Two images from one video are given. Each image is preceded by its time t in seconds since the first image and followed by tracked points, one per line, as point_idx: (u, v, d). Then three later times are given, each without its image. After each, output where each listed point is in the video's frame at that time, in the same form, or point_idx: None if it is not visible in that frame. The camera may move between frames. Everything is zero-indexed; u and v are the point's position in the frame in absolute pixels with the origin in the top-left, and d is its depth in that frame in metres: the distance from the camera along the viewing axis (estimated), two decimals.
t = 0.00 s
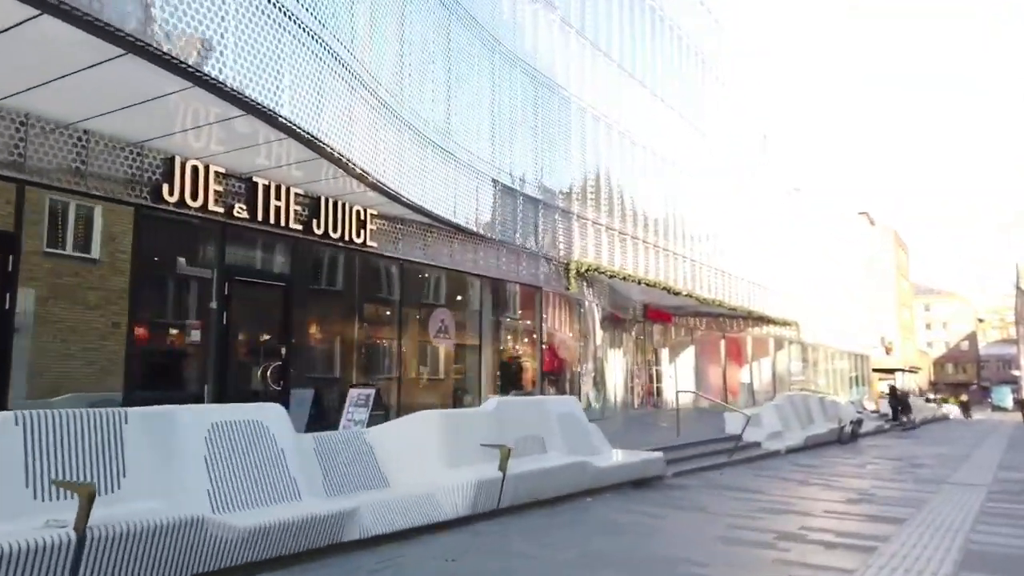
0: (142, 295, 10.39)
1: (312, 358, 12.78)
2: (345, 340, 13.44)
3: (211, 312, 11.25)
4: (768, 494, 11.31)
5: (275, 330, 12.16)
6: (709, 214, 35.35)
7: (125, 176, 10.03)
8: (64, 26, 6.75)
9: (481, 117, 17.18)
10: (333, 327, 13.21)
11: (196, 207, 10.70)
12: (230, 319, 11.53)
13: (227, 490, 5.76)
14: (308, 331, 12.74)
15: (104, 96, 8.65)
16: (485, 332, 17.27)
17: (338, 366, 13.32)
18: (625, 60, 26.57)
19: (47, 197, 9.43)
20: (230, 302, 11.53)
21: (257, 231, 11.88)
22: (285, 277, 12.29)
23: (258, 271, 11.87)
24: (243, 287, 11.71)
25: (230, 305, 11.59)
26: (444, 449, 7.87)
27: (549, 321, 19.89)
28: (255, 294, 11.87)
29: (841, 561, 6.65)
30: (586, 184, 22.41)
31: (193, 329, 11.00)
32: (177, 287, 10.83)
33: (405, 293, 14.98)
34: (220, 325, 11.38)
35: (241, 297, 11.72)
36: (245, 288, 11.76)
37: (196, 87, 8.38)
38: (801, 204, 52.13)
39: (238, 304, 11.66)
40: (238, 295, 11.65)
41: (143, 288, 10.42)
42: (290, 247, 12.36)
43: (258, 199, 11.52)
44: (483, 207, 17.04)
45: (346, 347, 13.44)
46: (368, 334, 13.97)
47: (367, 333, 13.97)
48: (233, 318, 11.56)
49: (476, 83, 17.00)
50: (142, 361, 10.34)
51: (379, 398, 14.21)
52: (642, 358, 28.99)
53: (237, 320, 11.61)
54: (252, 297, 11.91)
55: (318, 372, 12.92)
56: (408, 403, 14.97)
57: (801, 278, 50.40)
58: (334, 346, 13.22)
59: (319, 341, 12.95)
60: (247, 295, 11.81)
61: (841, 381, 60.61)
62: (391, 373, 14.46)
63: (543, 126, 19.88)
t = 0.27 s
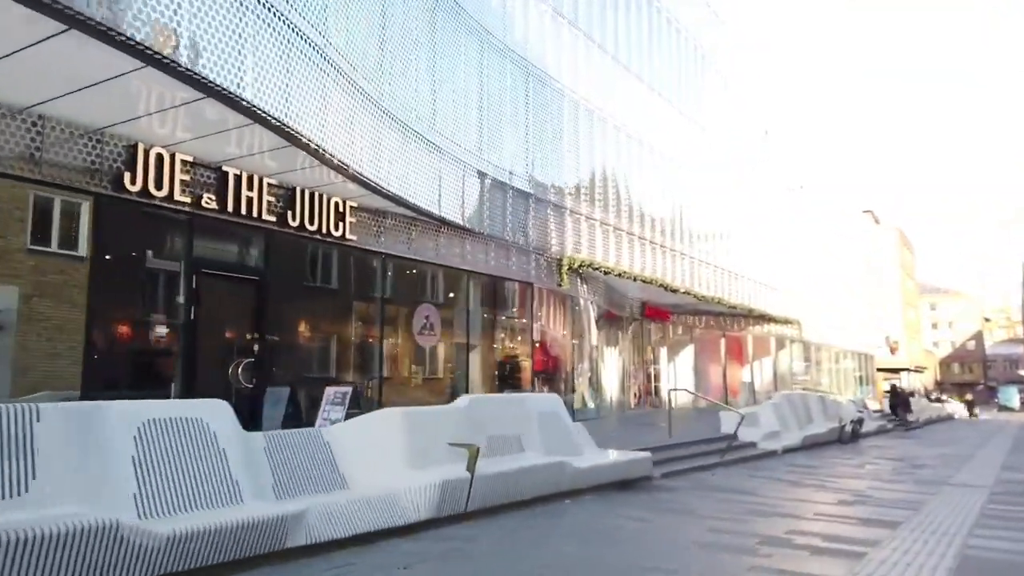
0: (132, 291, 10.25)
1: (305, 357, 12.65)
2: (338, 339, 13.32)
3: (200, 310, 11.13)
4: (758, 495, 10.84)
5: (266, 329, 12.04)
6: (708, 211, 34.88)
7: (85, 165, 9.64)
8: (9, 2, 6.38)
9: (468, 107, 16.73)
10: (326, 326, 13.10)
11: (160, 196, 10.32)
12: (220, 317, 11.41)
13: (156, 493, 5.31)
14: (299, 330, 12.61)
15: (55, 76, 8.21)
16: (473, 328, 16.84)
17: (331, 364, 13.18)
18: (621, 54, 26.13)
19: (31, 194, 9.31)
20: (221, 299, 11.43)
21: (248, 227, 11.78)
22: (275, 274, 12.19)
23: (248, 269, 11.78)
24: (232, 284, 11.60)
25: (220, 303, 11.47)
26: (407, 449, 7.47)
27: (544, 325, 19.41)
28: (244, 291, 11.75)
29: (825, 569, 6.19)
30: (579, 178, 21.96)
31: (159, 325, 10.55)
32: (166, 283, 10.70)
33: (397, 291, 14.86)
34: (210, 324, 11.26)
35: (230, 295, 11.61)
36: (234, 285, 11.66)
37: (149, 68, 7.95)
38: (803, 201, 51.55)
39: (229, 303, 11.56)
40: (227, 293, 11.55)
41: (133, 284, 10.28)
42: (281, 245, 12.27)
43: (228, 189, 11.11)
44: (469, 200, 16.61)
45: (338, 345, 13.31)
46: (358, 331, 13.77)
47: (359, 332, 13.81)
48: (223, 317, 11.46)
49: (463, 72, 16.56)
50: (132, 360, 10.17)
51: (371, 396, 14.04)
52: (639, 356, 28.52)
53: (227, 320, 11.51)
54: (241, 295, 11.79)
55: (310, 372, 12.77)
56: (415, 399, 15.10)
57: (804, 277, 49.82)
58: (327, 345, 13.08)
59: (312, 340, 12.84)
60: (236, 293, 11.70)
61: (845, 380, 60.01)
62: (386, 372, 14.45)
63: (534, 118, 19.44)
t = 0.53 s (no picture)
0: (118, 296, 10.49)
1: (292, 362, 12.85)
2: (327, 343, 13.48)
3: (186, 314, 11.43)
4: (746, 505, 10.39)
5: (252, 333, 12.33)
6: (707, 211, 34.42)
7: (47, 162, 9.27)
8: None
9: (455, 104, 16.36)
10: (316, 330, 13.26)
11: (123, 193, 9.96)
12: (207, 321, 11.69)
13: (77, 510, 4.91)
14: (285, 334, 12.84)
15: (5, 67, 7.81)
16: (459, 331, 16.53)
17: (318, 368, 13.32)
18: (615, 51, 25.70)
19: (15, 195, 9.29)
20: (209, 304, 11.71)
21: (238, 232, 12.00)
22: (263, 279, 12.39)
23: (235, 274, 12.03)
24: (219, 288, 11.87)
25: (208, 308, 11.77)
26: (368, 458, 7.07)
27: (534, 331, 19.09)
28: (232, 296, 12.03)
29: None
30: (572, 177, 21.52)
31: (123, 326, 10.55)
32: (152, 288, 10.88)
33: (391, 294, 14.87)
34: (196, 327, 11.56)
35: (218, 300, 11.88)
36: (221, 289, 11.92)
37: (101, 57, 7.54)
38: (805, 202, 51.02)
39: (216, 307, 11.82)
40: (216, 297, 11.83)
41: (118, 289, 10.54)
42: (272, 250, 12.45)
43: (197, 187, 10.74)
44: (456, 199, 16.22)
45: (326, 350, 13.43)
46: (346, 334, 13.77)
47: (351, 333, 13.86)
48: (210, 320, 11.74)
49: (449, 68, 16.19)
50: (108, 362, 10.30)
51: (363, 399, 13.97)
52: (635, 359, 28.11)
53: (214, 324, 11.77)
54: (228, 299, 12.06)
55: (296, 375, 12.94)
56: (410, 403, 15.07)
57: (805, 278, 49.28)
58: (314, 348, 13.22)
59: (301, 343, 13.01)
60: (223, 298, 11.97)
61: (848, 383, 59.43)
62: (379, 376, 14.43)
63: (524, 116, 19.03)
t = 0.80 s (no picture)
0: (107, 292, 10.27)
1: (285, 359, 12.45)
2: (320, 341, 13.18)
3: (177, 310, 11.06)
4: (736, 507, 9.88)
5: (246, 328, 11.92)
6: (705, 209, 33.93)
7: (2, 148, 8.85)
8: None
9: (441, 94, 15.94)
10: (308, 326, 12.97)
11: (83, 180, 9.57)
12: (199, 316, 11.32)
13: None
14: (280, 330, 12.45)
15: None
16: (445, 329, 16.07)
17: (312, 366, 13.00)
18: (609, 44, 25.25)
19: None
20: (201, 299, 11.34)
21: (225, 226, 11.84)
22: (254, 275, 12.07)
23: (224, 268, 11.70)
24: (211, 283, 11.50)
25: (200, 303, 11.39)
26: (323, 457, 6.64)
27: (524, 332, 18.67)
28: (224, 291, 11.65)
29: None
30: (564, 171, 21.05)
31: (82, 320, 9.93)
32: (140, 284, 10.70)
33: (385, 291, 14.65)
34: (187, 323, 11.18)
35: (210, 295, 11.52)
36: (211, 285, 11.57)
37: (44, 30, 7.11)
38: (807, 200, 50.47)
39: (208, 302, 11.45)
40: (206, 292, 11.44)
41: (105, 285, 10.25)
42: (262, 245, 12.16)
43: (163, 174, 10.35)
44: (443, 192, 15.79)
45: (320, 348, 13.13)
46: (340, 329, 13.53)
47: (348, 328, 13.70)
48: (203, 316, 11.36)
49: (435, 58, 15.78)
50: (69, 357, 9.73)
51: (358, 398, 13.78)
52: (631, 358, 27.67)
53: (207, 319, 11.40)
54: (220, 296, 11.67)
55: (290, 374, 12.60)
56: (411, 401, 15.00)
57: (807, 277, 48.75)
58: (307, 346, 12.90)
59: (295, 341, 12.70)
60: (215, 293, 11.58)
61: (851, 384, 58.85)
62: (377, 375, 14.31)
63: (514, 109, 18.58)
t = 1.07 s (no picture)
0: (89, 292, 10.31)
1: (272, 361, 12.36)
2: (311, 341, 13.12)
3: (162, 309, 11.07)
4: (719, 515, 9.47)
5: (234, 328, 11.88)
6: (703, 207, 33.46)
7: None
8: None
9: (424, 87, 15.53)
10: (299, 327, 12.91)
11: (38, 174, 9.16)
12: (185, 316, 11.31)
13: None
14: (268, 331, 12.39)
15: None
16: (427, 328, 15.71)
17: (302, 368, 12.93)
18: (603, 39, 24.84)
19: None
20: (186, 299, 11.35)
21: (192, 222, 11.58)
22: (244, 275, 12.08)
23: (213, 268, 11.72)
24: (198, 282, 11.52)
25: (187, 303, 11.40)
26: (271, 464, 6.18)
27: (513, 332, 18.28)
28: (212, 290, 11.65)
29: None
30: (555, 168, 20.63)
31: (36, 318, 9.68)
32: (112, 283, 10.62)
33: (378, 290, 14.55)
34: (172, 322, 11.17)
35: (196, 294, 11.53)
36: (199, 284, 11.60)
37: None
38: (808, 198, 49.92)
39: (194, 302, 11.45)
40: (192, 291, 11.46)
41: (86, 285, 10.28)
42: (230, 240, 11.91)
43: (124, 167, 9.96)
44: (427, 188, 15.38)
45: (312, 349, 13.10)
46: (333, 328, 13.51)
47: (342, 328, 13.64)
48: (188, 315, 11.35)
49: (418, 50, 15.38)
50: (25, 355, 9.48)
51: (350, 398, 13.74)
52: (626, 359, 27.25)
53: (192, 319, 11.38)
54: (207, 295, 11.68)
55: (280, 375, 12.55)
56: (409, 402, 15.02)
57: (809, 276, 48.20)
58: (298, 348, 12.86)
59: (286, 342, 12.67)
60: (202, 293, 11.59)
61: (853, 384, 58.28)
62: (371, 376, 14.28)
63: (502, 103, 18.17)
